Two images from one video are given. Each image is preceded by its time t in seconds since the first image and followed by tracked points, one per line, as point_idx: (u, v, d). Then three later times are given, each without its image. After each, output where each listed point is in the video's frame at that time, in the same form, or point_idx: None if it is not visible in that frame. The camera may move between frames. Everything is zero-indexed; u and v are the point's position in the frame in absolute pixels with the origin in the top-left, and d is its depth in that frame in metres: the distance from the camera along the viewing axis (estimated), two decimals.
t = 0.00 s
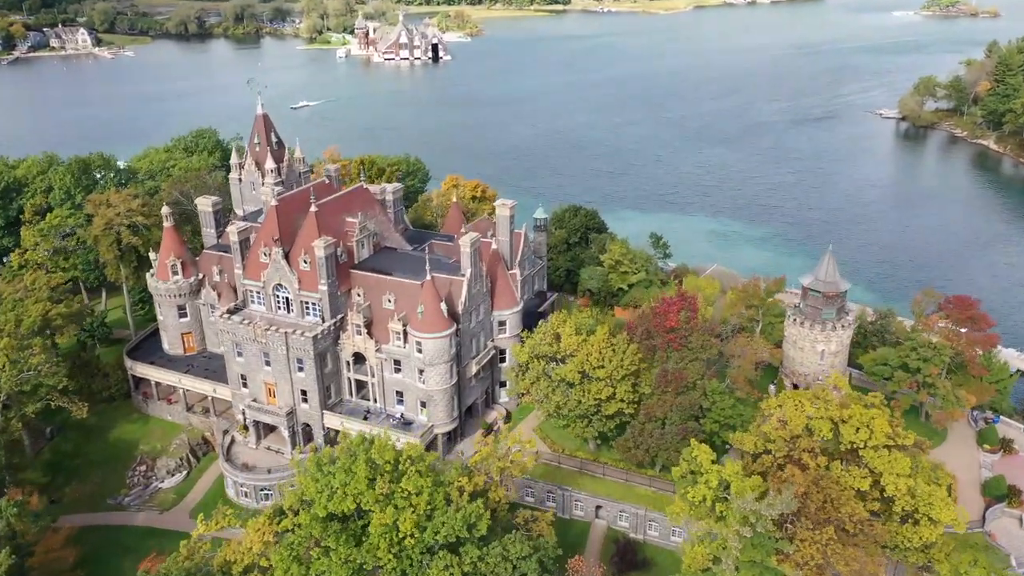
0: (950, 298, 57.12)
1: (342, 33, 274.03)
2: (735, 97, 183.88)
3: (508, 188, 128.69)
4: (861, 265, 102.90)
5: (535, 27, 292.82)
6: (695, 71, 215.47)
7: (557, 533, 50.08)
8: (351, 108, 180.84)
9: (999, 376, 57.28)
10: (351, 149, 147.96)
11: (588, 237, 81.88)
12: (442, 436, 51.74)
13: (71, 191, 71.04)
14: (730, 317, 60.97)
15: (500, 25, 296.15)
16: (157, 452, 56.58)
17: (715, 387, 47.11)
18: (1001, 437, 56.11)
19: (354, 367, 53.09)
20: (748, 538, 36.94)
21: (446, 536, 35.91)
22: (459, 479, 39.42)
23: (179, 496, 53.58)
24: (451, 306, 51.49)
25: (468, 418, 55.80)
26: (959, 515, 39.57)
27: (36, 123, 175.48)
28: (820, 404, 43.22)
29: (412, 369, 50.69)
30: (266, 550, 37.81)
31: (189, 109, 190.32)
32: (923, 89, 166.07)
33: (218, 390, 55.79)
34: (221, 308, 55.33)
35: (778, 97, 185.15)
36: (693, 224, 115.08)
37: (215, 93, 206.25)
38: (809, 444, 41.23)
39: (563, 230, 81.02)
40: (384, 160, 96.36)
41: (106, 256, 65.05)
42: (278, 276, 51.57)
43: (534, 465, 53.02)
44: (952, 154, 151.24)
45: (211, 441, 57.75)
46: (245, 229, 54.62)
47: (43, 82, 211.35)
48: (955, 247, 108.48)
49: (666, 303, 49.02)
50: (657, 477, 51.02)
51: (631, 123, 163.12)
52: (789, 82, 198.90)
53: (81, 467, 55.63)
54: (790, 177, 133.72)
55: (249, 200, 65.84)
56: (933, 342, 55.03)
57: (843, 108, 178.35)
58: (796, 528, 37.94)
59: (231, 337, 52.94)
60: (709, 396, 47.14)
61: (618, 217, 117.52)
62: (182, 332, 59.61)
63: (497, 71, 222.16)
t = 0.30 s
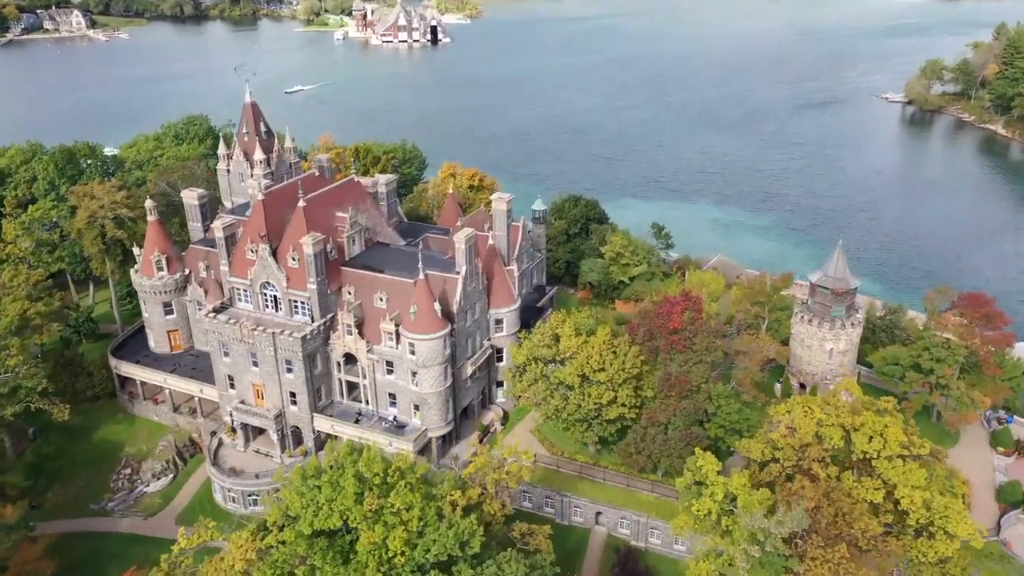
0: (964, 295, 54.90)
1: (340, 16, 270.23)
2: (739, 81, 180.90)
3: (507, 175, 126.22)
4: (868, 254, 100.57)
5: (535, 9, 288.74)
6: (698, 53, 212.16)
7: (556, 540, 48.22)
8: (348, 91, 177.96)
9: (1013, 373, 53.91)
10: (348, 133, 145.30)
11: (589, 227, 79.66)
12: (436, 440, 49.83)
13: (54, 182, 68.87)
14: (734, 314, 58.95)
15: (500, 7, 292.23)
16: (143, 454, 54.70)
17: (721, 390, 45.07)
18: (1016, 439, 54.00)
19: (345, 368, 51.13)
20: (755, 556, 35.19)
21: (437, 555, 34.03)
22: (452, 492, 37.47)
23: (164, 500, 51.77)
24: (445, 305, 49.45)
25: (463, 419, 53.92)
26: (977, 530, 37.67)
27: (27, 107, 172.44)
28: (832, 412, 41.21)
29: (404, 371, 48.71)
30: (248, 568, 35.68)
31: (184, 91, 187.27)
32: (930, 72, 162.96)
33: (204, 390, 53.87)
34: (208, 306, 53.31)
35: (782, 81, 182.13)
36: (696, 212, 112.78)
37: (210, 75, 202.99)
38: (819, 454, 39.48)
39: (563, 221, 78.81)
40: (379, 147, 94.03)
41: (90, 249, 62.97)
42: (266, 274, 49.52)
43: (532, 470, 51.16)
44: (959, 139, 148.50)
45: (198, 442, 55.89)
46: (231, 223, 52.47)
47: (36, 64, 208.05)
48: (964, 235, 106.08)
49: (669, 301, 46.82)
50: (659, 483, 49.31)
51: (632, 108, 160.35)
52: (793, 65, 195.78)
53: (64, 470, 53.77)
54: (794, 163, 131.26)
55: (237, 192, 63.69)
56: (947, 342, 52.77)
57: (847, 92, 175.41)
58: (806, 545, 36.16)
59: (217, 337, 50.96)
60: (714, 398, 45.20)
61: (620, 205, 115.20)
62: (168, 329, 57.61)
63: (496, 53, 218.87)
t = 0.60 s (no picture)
0: (979, 293, 52.86)
1: None
2: (741, 65, 177.88)
3: (505, 161, 123.79)
4: (875, 244, 98.30)
5: None
6: (700, 36, 208.84)
7: (553, 549, 46.43)
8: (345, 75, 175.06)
9: None
10: (344, 118, 142.70)
11: (589, 219, 77.62)
12: (430, 446, 47.95)
13: (36, 173, 66.74)
14: (739, 312, 56.99)
15: None
16: (127, 458, 52.89)
17: (726, 397, 43.15)
18: None
19: (335, 370, 49.16)
20: None
21: None
22: (442, 509, 35.57)
23: (148, 507, 49.98)
24: (439, 306, 47.46)
25: (458, 423, 52.04)
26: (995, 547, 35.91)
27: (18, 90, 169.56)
28: (843, 421, 39.30)
29: (396, 375, 46.75)
30: None
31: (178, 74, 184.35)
32: (937, 56, 159.89)
33: (190, 393, 51.95)
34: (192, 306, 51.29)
35: (785, 64, 179.07)
36: (698, 201, 110.48)
37: (205, 58, 199.88)
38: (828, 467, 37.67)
39: (562, 213, 76.70)
40: (374, 135, 91.74)
41: (73, 244, 60.85)
42: (252, 273, 47.54)
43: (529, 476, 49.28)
44: (966, 125, 145.76)
45: (184, 446, 54.04)
46: (216, 219, 50.32)
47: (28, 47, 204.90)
48: (972, 225, 103.72)
49: (672, 302, 44.73)
50: (660, 490, 47.29)
51: (633, 92, 157.56)
52: (797, 49, 192.57)
53: (45, 475, 52.02)
54: (799, 150, 128.76)
55: (225, 185, 61.18)
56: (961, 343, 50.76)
57: (852, 76, 172.43)
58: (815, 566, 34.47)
59: (201, 338, 48.91)
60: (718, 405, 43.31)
61: (621, 193, 112.99)
62: (152, 328, 55.63)
63: (496, 36, 215.56)
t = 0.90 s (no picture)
0: (994, 293, 50.72)
1: None
2: (744, 49, 174.87)
3: (504, 148, 121.37)
4: (881, 234, 96.09)
5: None
6: (702, 19, 205.53)
7: (550, 560, 44.64)
8: (341, 59, 172.22)
9: None
10: (340, 103, 140.12)
11: (588, 210, 75.55)
12: (423, 453, 46.09)
13: (17, 164, 64.64)
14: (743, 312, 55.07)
15: None
16: (110, 464, 51.10)
17: (731, 405, 41.20)
18: None
19: (324, 375, 47.21)
20: None
21: None
22: (431, 531, 33.68)
23: (131, 516, 48.24)
24: (431, 309, 45.44)
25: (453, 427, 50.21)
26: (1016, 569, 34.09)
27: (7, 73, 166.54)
28: (855, 434, 37.38)
29: (387, 381, 44.79)
30: None
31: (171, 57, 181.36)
32: (944, 39, 156.80)
33: (174, 397, 50.05)
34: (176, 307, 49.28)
35: (789, 48, 176.05)
36: (700, 189, 108.22)
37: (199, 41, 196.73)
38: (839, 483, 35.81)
39: (561, 205, 74.57)
40: (368, 124, 89.59)
41: (54, 240, 58.67)
42: (236, 274, 45.53)
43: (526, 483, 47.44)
44: (973, 110, 143.06)
45: (169, 450, 52.24)
46: (199, 216, 48.14)
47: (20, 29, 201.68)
48: (981, 214, 101.42)
49: (674, 306, 42.68)
50: (662, 498, 45.39)
51: (634, 77, 154.83)
52: (800, 32, 189.42)
53: (26, 481, 50.25)
54: (803, 136, 126.26)
55: (211, 178, 59.11)
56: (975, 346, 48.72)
57: (856, 60, 169.47)
58: None
59: (184, 342, 46.82)
60: (723, 413, 41.41)
61: (621, 181, 110.74)
62: (136, 328, 53.67)
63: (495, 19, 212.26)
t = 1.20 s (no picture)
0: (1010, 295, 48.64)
1: None
2: (748, 33, 171.85)
3: (502, 135, 118.96)
4: (887, 225, 93.94)
5: None
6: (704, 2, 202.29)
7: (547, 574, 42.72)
8: (337, 43, 169.39)
9: None
10: (335, 88, 137.51)
11: (588, 203, 73.37)
12: (414, 463, 44.25)
13: None
14: (747, 312, 53.13)
15: None
16: (91, 471, 49.28)
17: (736, 416, 39.32)
18: None
19: (312, 381, 45.29)
20: None
21: None
22: (419, 556, 31.98)
23: (113, 526, 46.50)
24: (423, 313, 43.42)
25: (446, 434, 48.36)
26: None
27: None
28: (866, 449, 35.54)
29: (376, 389, 42.86)
30: None
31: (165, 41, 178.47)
32: (951, 22, 153.72)
33: (157, 402, 48.15)
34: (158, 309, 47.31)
35: (793, 32, 173.03)
36: (703, 178, 105.99)
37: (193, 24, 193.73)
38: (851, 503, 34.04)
39: (560, 197, 72.39)
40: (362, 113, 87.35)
41: (35, 237, 56.59)
42: (219, 276, 43.56)
43: (522, 493, 45.60)
44: (981, 95, 140.25)
45: (153, 456, 50.44)
46: (180, 215, 46.02)
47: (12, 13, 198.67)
48: (990, 203, 99.14)
49: (677, 311, 40.56)
50: (663, 510, 43.54)
51: (635, 62, 152.09)
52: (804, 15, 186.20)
53: (4, 489, 48.51)
54: (807, 123, 123.73)
55: (196, 172, 57.01)
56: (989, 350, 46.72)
57: (862, 44, 166.48)
58: None
59: (165, 346, 44.88)
60: (727, 425, 39.56)
61: (621, 170, 108.55)
62: (117, 330, 51.72)
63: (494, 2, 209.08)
